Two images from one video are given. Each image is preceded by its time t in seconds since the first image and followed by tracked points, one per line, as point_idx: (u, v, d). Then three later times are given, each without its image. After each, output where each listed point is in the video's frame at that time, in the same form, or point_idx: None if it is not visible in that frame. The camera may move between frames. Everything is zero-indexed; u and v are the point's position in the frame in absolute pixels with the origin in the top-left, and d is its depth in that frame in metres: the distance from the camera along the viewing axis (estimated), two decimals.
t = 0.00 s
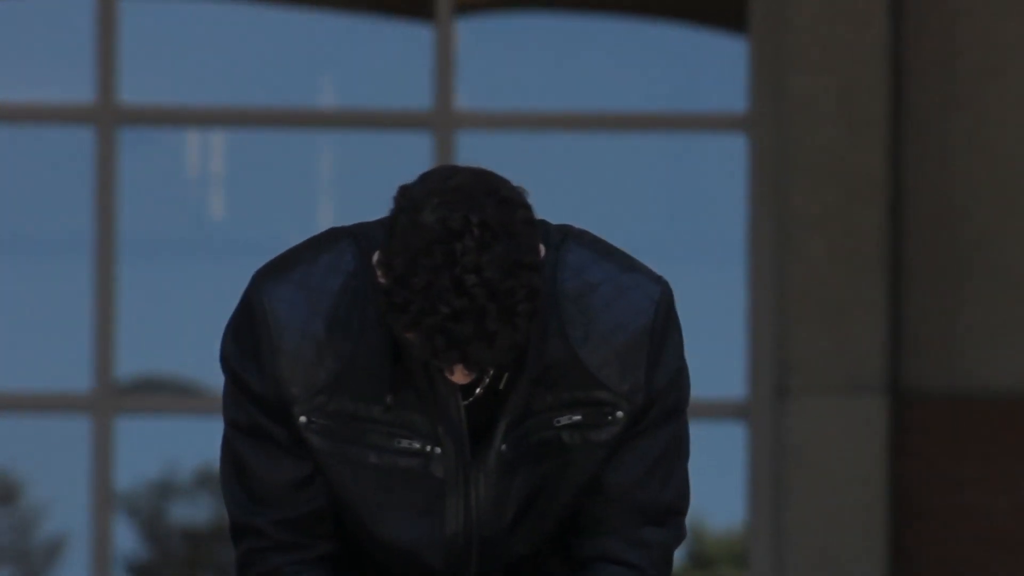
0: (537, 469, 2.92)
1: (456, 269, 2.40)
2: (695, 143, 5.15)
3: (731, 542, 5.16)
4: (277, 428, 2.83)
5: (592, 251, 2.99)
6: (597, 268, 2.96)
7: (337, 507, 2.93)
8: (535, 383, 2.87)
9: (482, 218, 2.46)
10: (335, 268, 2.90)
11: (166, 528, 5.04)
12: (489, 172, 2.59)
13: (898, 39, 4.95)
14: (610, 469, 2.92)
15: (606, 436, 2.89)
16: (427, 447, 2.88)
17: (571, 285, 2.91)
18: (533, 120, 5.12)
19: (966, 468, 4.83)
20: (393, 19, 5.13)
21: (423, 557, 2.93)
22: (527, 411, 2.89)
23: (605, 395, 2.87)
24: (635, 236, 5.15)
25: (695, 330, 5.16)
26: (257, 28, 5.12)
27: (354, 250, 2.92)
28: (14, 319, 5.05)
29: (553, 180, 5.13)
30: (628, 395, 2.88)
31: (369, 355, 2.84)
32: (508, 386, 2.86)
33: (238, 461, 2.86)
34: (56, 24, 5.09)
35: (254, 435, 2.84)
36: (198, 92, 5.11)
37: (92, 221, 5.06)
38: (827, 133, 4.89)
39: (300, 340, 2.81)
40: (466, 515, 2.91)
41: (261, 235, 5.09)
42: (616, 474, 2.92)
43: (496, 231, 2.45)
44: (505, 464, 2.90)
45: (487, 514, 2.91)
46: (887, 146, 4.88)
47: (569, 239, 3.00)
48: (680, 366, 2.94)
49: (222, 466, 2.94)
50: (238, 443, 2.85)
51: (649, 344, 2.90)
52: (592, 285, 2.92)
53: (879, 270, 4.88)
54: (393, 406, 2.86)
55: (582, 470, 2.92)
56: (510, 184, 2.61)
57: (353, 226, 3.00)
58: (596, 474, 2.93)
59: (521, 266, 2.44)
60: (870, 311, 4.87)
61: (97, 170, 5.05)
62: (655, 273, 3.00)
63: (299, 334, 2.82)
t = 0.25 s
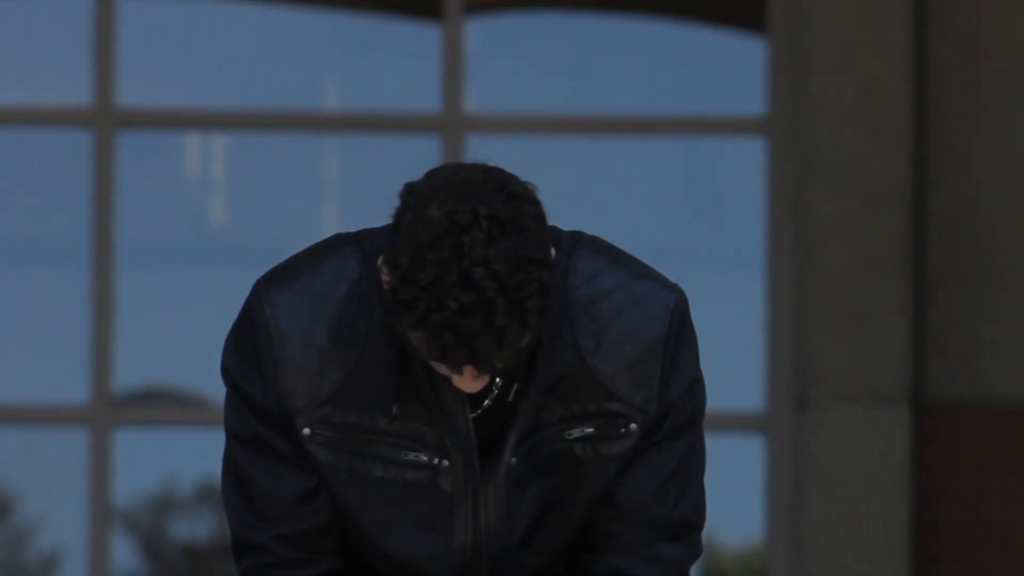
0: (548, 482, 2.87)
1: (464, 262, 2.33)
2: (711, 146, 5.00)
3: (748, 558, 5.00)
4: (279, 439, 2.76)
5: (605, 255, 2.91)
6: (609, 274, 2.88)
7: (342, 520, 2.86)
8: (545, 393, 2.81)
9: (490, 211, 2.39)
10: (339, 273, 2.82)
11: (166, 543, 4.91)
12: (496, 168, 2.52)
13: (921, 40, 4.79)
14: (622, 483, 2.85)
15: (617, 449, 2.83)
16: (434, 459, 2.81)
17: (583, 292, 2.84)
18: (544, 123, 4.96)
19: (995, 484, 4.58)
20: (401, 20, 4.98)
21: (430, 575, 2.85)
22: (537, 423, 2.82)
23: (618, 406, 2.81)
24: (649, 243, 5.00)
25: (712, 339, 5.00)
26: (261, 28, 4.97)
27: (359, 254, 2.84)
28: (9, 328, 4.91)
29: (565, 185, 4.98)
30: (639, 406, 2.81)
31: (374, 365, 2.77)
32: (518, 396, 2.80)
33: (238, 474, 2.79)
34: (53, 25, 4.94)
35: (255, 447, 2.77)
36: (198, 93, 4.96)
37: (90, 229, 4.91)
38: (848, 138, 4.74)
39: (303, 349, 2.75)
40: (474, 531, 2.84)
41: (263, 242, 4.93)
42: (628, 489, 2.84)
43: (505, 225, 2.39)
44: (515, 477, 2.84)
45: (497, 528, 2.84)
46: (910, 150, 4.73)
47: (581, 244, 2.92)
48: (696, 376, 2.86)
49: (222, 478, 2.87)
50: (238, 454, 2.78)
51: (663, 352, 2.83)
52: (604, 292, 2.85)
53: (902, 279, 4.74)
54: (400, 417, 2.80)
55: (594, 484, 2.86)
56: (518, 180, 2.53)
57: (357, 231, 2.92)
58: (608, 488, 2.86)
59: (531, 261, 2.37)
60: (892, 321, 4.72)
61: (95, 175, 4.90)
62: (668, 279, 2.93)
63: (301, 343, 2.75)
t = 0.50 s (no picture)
0: (560, 495, 2.77)
1: (474, 191, 2.29)
2: (728, 151, 4.84)
3: None
4: (283, 452, 2.66)
5: (618, 261, 2.78)
6: (623, 280, 2.74)
7: (349, 532, 2.77)
8: (555, 403, 2.68)
9: (497, 142, 2.35)
10: (344, 278, 2.73)
11: (166, 561, 4.79)
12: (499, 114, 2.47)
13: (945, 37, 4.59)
14: (637, 498, 2.71)
15: (631, 461, 2.69)
16: (444, 472, 2.73)
17: (594, 298, 2.70)
18: (554, 127, 4.82)
19: None
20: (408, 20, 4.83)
21: None
22: (548, 435, 2.71)
23: (632, 417, 2.67)
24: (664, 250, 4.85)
25: (728, 350, 4.85)
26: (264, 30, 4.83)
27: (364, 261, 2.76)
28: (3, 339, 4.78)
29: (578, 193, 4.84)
30: (654, 416, 2.67)
31: (381, 372, 2.68)
32: (527, 406, 2.68)
33: (240, 491, 2.68)
34: (49, 27, 4.81)
35: (259, 461, 2.67)
36: (199, 97, 4.82)
37: (86, 236, 4.77)
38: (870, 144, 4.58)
39: (307, 357, 2.64)
40: (485, 541, 2.77)
41: (266, 251, 4.80)
42: (643, 504, 2.70)
43: (516, 156, 2.34)
44: (526, 491, 2.74)
45: (509, 538, 2.77)
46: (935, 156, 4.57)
47: (591, 247, 2.78)
48: (713, 387, 2.70)
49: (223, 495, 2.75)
50: (240, 468, 2.67)
51: (679, 359, 2.68)
52: (617, 298, 2.71)
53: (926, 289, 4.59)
54: (409, 427, 2.71)
55: (606, 497, 2.73)
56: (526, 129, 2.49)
57: (361, 237, 2.82)
58: (621, 503, 2.73)
59: (545, 195, 2.33)
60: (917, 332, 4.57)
61: (92, 180, 4.76)
62: (683, 287, 2.77)
63: (305, 349, 2.64)
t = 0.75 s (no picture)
0: (575, 510, 2.81)
1: (489, 141, 2.58)
2: (748, 155, 4.68)
3: None
4: (294, 467, 2.75)
5: (638, 270, 2.87)
6: (643, 290, 2.83)
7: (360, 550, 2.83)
8: (570, 414, 2.78)
9: (506, 101, 2.63)
10: (354, 289, 2.83)
11: None
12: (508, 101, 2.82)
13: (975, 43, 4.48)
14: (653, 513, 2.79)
15: (649, 476, 2.77)
16: (457, 486, 2.79)
17: (614, 310, 2.80)
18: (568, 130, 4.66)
19: None
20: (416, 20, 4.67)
21: None
22: (562, 448, 2.79)
23: (649, 430, 2.75)
24: (680, 256, 4.69)
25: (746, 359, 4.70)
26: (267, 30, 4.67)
27: (373, 275, 2.86)
28: None
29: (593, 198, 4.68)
30: (674, 429, 2.75)
31: (394, 383, 2.78)
32: (541, 416, 2.78)
33: (251, 510, 2.77)
34: (45, 25, 4.63)
35: (271, 476, 2.76)
36: (200, 98, 4.65)
37: (83, 244, 4.62)
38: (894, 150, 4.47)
39: (318, 369, 2.74)
40: (501, 557, 2.80)
41: (269, 259, 4.65)
42: (659, 518, 2.78)
43: (524, 112, 2.62)
44: (541, 507, 2.79)
45: (524, 556, 2.80)
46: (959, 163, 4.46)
47: (610, 257, 2.88)
48: (732, 400, 2.78)
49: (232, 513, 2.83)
50: (252, 486, 2.76)
51: (699, 371, 2.76)
52: (636, 308, 2.80)
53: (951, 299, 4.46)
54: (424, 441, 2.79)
55: (621, 513, 2.80)
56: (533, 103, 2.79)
57: (369, 250, 2.92)
58: (637, 518, 2.81)
59: (556, 148, 2.58)
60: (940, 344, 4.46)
61: (89, 186, 4.61)
62: (706, 297, 2.85)
63: (315, 363, 2.74)
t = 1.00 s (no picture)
0: (593, 526, 2.78)
1: (502, 121, 2.55)
2: (769, 158, 4.54)
3: None
4: (304, 480, 2.72)
5: (665, 280, 2.82)
6: (668, 300, 2.79)
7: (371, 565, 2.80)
8: (587, 426, 2.74)
9: (518, 85, 2.60)
10: (367, 296, 2.80)
11: None
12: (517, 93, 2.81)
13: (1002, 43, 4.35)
14: (672, 531, 2.75)
15: (667, 491, 2.73)
16: (472, 502, 2.75)
17: (637, 320, 2.76)
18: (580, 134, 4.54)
19: None
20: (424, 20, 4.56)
21: None
22: (581, 463, 2.76)
23: (671, 445, 2.72)
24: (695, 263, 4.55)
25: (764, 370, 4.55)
26: (270, 30, 4.55)
27: (389, 281, 2.82)
28: None
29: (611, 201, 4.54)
30: (692, 443, 2.71)
31: (407, 395, 2.75)
32: (558, 429, 2.74)
33: (258, 523, 2.72)
34: (41, 25, 4.51)
35: (279, 489, 2.72)
36: (202, 102, 4.54)
37: (82, 252, 4.50)
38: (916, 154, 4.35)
39: (330, 379, 2.71)
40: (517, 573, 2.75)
41: (273, 267, 4.55)
42: (678, 537, 2.73)
43: (536, 95, 2.59)
44: (559, 524, 2.74)
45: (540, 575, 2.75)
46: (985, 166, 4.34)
47: (635, 267, 2.84)
48: (756, 415, 2.73)
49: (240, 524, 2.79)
50: (259, 500, 2.72)
51: (722, 385, 2.71)
52: (660, 319, 2.76)
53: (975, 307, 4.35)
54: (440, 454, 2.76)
55: (640, 529, 2.76)
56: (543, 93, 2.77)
57: (383, 256, 2.88)
58: (656, 535, 2.76)
59: (571, 128, 2.56)
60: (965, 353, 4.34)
61: (88, 193, 4.49)
62: (730, 307, 2.80)
63: (327, 373, 2.71)
